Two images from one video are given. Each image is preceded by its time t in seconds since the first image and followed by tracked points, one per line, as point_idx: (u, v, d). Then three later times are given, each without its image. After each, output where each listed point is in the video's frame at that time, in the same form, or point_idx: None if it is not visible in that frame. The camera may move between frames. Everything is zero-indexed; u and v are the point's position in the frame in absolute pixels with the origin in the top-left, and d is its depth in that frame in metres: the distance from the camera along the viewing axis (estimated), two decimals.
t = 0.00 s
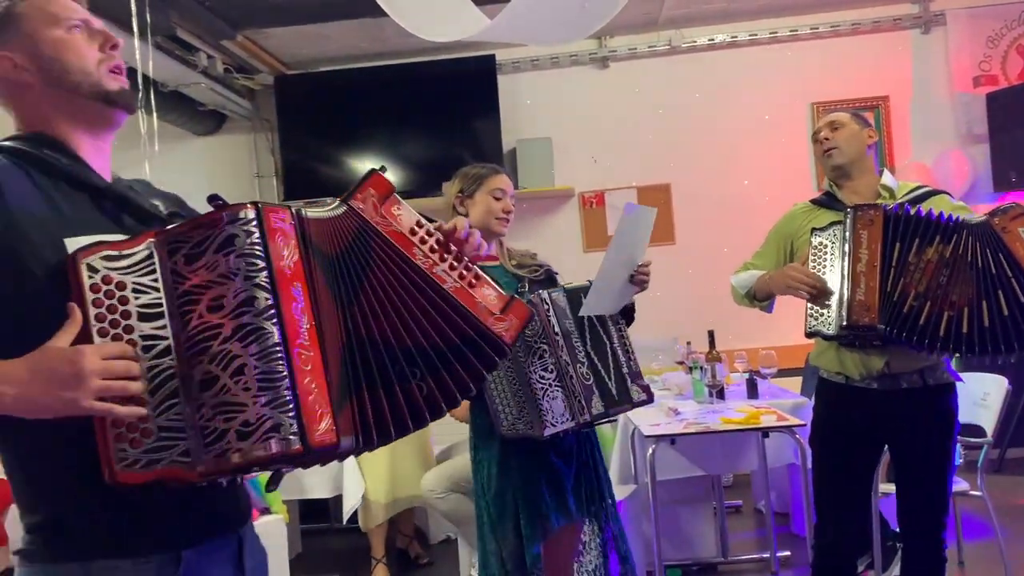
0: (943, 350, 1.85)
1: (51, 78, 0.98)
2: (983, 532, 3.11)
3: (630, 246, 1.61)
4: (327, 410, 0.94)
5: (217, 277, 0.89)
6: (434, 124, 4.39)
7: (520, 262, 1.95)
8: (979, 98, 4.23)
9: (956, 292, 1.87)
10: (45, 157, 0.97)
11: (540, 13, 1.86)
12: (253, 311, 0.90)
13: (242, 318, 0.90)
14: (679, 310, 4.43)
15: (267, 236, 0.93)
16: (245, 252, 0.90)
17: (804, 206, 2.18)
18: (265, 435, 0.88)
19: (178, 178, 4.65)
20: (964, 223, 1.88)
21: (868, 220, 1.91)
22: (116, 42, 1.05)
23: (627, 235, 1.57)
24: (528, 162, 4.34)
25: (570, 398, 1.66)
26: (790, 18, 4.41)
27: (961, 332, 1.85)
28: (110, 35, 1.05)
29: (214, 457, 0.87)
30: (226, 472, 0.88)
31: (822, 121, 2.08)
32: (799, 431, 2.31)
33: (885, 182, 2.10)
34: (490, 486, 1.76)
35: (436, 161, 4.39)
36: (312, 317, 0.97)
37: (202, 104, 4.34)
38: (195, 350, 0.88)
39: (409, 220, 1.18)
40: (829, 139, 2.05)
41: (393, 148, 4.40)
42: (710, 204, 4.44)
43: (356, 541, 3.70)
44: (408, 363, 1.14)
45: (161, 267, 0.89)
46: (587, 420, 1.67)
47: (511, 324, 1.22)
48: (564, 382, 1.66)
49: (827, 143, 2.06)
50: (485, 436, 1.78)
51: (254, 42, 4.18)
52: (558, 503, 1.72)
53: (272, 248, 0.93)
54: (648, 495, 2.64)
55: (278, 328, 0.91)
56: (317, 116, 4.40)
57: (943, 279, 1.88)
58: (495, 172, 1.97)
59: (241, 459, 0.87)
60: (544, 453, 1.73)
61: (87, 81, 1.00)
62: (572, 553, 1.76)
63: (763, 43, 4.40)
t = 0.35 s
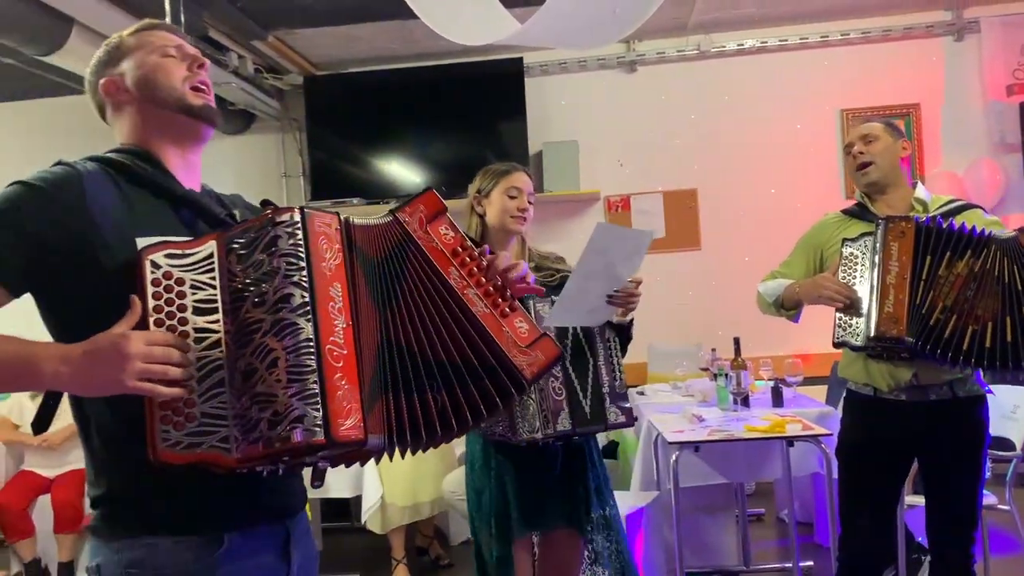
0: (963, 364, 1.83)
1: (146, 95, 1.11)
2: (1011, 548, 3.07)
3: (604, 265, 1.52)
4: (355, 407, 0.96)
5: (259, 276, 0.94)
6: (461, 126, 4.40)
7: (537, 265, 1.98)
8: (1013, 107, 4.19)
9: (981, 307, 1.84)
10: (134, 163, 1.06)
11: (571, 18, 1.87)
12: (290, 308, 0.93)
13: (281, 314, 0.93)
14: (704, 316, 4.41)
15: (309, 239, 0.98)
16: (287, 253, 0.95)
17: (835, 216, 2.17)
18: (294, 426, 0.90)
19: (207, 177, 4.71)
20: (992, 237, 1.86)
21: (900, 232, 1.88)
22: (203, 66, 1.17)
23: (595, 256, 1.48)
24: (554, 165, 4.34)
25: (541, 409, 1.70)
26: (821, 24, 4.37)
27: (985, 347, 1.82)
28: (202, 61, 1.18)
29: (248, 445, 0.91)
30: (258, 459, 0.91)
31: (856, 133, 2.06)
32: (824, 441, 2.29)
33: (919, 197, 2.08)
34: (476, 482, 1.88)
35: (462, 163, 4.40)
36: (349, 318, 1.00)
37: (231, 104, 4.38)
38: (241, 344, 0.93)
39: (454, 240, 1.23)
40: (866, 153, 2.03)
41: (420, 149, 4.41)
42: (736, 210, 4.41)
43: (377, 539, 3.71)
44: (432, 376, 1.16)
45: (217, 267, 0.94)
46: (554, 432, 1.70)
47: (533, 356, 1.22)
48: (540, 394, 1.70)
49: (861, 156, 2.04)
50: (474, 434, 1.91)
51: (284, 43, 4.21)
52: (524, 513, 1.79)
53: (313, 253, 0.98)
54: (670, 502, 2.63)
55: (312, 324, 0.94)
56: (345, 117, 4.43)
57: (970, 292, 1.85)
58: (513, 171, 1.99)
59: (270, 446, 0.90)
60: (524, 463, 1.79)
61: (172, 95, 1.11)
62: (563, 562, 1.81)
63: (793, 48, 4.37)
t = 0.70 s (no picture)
0: (974, 373, 1.81)
1: (191, 103, 1.12)
2: None
3: (586, 292, 1.64)
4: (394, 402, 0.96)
5: (305, 272, 0.95)
6: (479, 129, 4.41)
7: (543, 269, 2.01)
8: None
9: (992, 318, 1.83)
10: (178, 164, 1.08)
11: (593, 23, 1.88)
12: (335, 303, 0.94)
13: (325, 308, 0.94)
14: (719, 323, 4.40)
15: (355, 238, 0.99)
16: (335, 252, 0.96)
17: (854, 224, 2.17)
18: (338, 417, 0.90)
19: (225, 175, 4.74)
20: (1007, 248, 1.84)
21: (918, 241, 1.89)
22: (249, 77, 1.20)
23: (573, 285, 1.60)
24: (571, 170, 4.34)
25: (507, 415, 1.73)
26: (841, 32, 4.36)
27: (995, 357, 1.80)
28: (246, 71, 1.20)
29: (285, 435, 0.91)
30: (296, 449, 0.91)
31: (879, 146, 2.04)
32: (838, 451, 2.29)
33: (939, 209, 2.07)
34: (450, 472, 1.91)
35: (479, 166, 4.41)
36: (387, 318, 1.02)
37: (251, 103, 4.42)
38: (284, 336, 0.94)
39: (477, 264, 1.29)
40: (886, 171, 2.02)
41: (438, 152, 4.43)
42: (753, 217, 4.40)
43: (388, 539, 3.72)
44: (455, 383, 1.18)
45: (263, 264, 0.96)
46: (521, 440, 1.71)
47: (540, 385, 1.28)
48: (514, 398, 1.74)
49: (882, 172, 2.02)
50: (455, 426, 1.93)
51: (305, 44, 4.24)
52: (484, 506, 1.79)
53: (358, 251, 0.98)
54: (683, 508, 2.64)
55: (355, 319, 0.95)
56: (364, 118, 4.45)
57: (983, 303, 1.84)
58: (528, 174, 1.99)
59: (309, 436, 0.90)
60: (495, 461, 1.79)
61: (218, 103, 1.13)
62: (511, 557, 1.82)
63: (813, 56, 4.35)
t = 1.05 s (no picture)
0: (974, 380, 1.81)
1: (176, 88, 1.05)
2: None
3: (596, 300, 1.67)
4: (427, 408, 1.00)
5: (338, 278, 0.96)
6: (487, 131, 4.41)
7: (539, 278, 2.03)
8: None
9: (992, 324, 1.82)
10: (171, 155, 1.01)
11: (603, 26, 1.89)
12: (374, 309, 0.96)
13: (363, 315, 0.96)
14: (725, 327, 4.39)
15: (385, 243, 1.00)
16: (369, 257, 0.97)
17: (859, 231, 2.17)
18: (385, 422, 0.93)
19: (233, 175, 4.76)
20: (1008, 254, 1.84)
21: (922, 248, 1.88)
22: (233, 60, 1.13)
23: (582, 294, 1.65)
24: (579, 172, 4.35)
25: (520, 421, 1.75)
26: (851, 38, 4.35)
27: (991, 362, 1.80)
28: (229, 54, 1.13)
29: (327, 443, 0.92)
30: (339, 456, 0.92)
31: (889, 151, 2.03)
32: (844, 457, 2.28)
33: (944, 215, 2.07)
34: (442, 475, 1.88)
35: (487, 167, 4.41)
36: (414, 322, 1.04)
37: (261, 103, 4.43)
38: (314, 341, 0.94)
39: (472, 275, 1.33)
40: (895, 177, 2.01)
41: (446, 153, 4.43)
42: (761, 222, 4.39)
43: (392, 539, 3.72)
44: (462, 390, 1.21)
45: (282, 267, 0.94)
46: (531, 446, 1.74)
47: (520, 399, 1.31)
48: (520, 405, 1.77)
49: (892, 179, 2.02)
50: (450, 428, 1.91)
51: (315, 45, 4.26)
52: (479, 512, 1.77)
53: (389, 256, 1.00)
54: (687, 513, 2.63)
55: (392, 324, 0.97)
56: (372, 118, 4.46)
57: (982, 309, 1.84)
58: (530, 182, 2.00)
59: (354, 442, 0.92)
60: (494, 464, 1.78)
61: (209, 92, 1.06)
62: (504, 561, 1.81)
63: (822, 62, 4.35)
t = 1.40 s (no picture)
0: (965, 386, 1.83)
1: (150, 69, 0.96)
2: None
3: (632, 287, 1.76)
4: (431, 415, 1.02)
5: (343, 282, 0.96)
6: (491, 133, 4.41)
7: (541, 274, 2.08)
8: None
9: (988, 334, 1.83)
10: (147, 145, 0.92)
11: (608, 29, 1.89)
12: (382, 315, 0.97)
13: (370, 322, 0.97)
14: (729, 330, 4.39)
15: (385, 244, 1.00)
16: (375, 261, 0.98)
17: (864, 235, 2.16)
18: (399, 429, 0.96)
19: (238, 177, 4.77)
20: (1009, 263, 1.83)
21: (921, 254, 1.89)
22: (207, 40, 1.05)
23: (621, 280, 1.73)
24: (583, 175, 4.35)
25: (567, 418, 1.77)
26: (856, 41, 4.35)
27: (981, 369, 1.82)
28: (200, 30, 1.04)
29: (339, 455, 0.92)
30: (352, 466, 0.94)
31: (901, 156, 2.02)
32: (848, 461, 2.27)
33: (949, 221, 2.08)
34: (469, 481, 1.85)
35: (491, 170, 4.42)
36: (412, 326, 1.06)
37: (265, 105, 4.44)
38: (320, 349, 0.94)
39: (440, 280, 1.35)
40: (907, 182, 2.01)
41: (450, 156, 4.44)
42: (765, 226, 4.39)
43: (395, 541, 3.72)
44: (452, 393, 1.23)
45: (280, 273, 0.93)
46: (576, 443, 1.77)
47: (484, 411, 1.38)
48: (565, 402, 1.79)
49: (903, 185, 2.01)
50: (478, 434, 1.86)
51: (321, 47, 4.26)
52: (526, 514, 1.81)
53: (390, 260, 1.00)
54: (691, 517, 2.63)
55: (399, 331, 0.99)
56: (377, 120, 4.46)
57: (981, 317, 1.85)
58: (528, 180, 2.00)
59: (367, 452, 0.94)
60: (532, 465, 1.82)
61: (185, 77, 0.99)
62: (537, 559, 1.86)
63: (827, 65, 4.35)
